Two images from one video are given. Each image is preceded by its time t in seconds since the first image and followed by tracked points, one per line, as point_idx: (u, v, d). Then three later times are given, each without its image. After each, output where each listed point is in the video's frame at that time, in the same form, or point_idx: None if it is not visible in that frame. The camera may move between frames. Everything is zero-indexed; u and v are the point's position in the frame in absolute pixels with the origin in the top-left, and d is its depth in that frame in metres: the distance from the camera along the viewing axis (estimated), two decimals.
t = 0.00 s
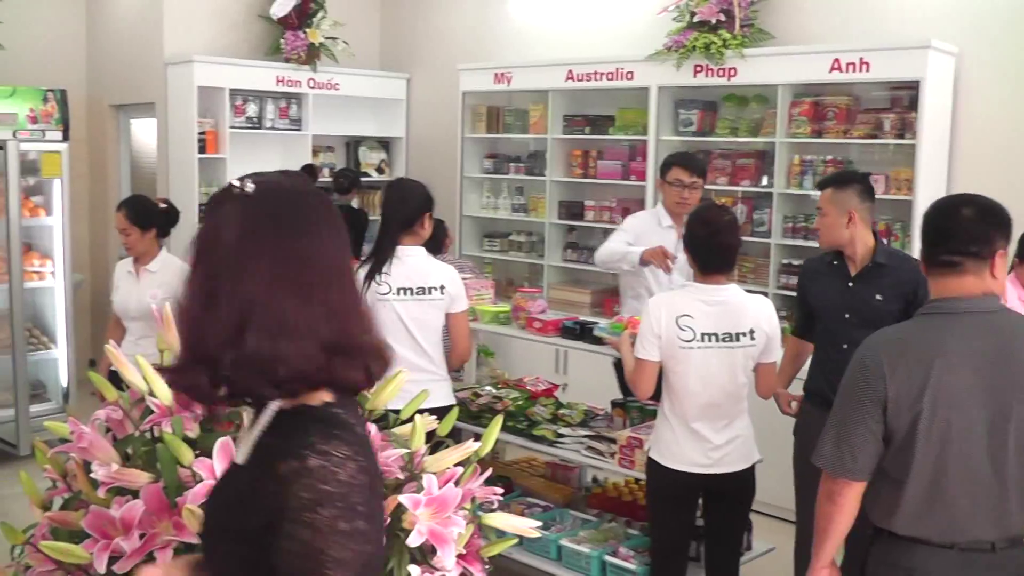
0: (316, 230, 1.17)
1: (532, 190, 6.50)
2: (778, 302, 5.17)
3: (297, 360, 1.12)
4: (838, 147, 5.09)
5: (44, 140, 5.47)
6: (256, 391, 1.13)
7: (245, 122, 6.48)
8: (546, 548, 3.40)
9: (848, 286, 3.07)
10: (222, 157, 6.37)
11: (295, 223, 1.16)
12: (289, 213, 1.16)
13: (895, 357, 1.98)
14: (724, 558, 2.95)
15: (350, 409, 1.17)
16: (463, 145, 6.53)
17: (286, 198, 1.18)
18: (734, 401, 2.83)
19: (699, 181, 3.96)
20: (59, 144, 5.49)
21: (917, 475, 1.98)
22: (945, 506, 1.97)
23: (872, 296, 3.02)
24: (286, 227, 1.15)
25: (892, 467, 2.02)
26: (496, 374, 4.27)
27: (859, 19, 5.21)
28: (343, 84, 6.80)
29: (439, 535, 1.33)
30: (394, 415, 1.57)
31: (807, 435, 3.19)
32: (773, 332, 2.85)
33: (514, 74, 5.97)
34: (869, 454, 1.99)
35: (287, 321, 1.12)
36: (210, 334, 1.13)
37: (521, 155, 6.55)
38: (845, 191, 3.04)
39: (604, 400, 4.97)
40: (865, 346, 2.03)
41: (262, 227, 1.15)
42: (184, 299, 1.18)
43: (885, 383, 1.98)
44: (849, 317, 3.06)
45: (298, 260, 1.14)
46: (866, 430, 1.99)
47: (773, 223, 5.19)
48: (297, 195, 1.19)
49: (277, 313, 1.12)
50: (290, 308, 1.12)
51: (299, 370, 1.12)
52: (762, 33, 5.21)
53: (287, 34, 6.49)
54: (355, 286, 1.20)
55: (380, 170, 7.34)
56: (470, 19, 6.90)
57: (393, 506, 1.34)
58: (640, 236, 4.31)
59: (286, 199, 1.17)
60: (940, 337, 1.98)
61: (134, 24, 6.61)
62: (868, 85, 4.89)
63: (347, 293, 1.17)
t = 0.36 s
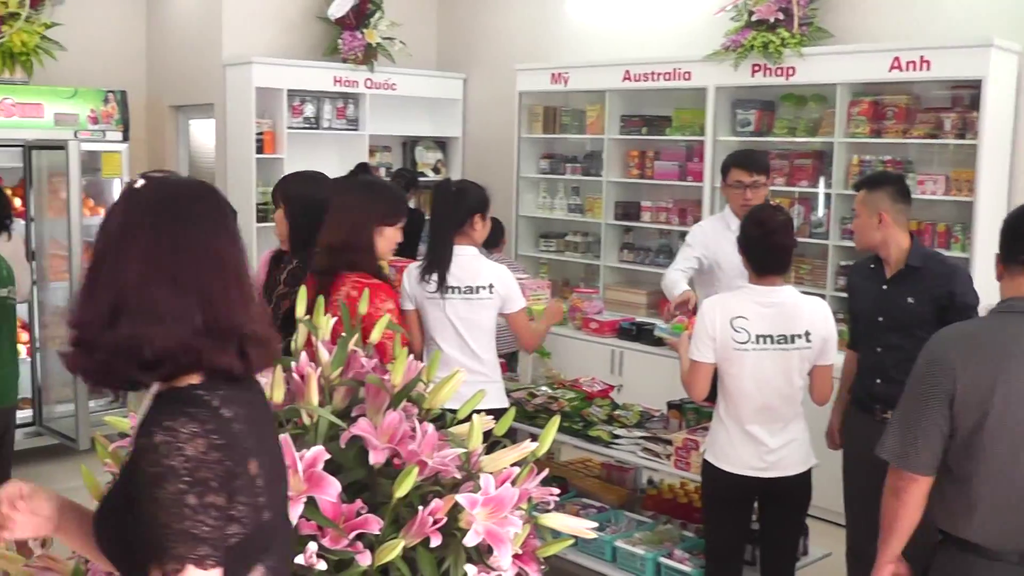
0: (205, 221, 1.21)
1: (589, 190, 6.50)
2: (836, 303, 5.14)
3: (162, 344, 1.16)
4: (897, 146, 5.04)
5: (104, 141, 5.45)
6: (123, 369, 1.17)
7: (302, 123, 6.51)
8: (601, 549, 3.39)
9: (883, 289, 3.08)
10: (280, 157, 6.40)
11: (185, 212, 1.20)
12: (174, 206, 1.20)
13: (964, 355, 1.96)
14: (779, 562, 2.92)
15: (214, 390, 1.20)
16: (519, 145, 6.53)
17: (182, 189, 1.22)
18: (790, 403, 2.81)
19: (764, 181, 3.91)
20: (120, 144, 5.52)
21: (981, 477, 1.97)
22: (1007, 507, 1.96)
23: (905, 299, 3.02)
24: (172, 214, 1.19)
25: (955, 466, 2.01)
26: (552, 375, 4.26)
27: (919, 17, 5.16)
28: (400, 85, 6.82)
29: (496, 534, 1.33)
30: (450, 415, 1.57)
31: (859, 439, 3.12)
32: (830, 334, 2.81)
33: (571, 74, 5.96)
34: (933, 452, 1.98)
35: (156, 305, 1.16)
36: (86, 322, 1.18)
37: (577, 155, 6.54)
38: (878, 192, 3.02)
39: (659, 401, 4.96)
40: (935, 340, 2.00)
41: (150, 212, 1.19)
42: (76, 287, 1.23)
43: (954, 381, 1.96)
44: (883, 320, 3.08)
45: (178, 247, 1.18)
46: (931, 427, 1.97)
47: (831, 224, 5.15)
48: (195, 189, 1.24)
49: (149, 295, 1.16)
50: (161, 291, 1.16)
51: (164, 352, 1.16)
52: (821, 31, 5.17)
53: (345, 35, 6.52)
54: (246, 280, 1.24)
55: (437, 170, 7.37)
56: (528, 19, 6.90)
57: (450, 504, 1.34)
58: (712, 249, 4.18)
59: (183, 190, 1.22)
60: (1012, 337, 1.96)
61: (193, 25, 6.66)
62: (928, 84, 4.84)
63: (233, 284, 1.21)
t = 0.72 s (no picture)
0: (102, 228, 1.37)
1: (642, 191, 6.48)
2: (891, 305, 5.09)
3: (56, 334, 1.32)
4: (954, 146, 4.99)
5: (161, 141, 5.48)
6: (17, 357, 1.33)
7: (356, 123, 6.54)
8: (653, 551, 3.38)
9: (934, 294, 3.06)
10: (333, 157, 6.43)
11: (86, 218, 1.36)
12: (75, 212, 1.36)
13: (1019, 371, 1.86)
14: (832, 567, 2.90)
15: (88, 383, 1.35)
16: (572, 145, 6.52)
17: (87, 194, 1.39)
18: (843, 406, 2.78)
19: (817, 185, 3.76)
20: (175, 144, 5.55)
21: None
22: None
23: (950, 305, 3.00)
24: (72, 218, 1.36)
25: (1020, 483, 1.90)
26: (604, 375, 4.25)
27: (978, 15, 5.10)
28: (453, 84, 6.83)
29: (549, 534, 1.32)
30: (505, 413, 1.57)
31: (912, 452, 3.09)
32: (884, 336, 2.78)
33: (625, 74, 5.95)
34: (996, 466, 1.88)
35: (52, 301, 1.31)
36: None
37: (631, 155, 6.52)
38: (934, 192, 2.98)
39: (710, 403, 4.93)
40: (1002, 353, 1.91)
41: (54, 214, 1.35)
42: None
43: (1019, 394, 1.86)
44: (931, 324, 3.06)
45: (78, 249, 1.34)
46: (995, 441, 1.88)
47: (886, 225, 5.10)
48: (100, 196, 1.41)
49: (44, 289, 1.31)
50: (58, 287, 1.32)
51: (55, 341, 1.32)
52: (877, 29, 5.12)
53: (398, 35, 6.53)
54: (141, 283, 1.39)
55: (490, 169, 7.38)
56: (581, 19, 6.88)
57: (504, 504, 1.33)
58: (764, 248, 4.09)
59: (86, 194, 1.38)
60: None
61: (248, 26, 6.69)
62: (986, 83, 4.78)
63: (126, 283, 1.36)
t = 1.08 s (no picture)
0: (79, 223, 1.75)
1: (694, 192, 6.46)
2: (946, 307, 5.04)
3: (25, 306, 1.71)
4: (1011, 147, 4.93)
5: (214, 141, 5.51)
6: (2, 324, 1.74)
7: (408, 123, 6.55)
8: (704, 553, 3.37)
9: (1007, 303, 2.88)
10: (385, 157, 6.45)
11: (68, 220, 1.75)
12: (56, 210, 1.75)
13: None
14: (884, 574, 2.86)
15: (48, 343, 1.74)
16: (624, 146, 6.50)
17: (75, 198, 1.77)
18: (895, 411, 2.73)
19: (897, 187, 3.67)
20: (228, 144, 5.57)
21: None
22: None
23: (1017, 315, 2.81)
24: (56, 218, 1.74)
25: None
26: (656, 377, 4.24)
27: None
28: (504, 85, 6.83)
29: (601, 535, 1.32)
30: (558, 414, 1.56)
31: (971, 468, 2.99)
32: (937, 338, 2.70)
33: (677, 75, 5.93)
34: None
35: (24, 277, 1.71)
36: None
37: (683, 156, 6.50)
38: (1016, 194, 2.91)
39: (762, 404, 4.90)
40: None
41: (39, 212, 1.74)
42: None
43: None
44: (998, 334, 2.87)
45: (54, 239, 1.73)
46: None
47: (941, 227, 5.05)
48: (88, 198, 1.79)
49: (22, 269, 1.71)
50: (30, 269, 1.71)
51: (24, 312, 1.72)
52: (932, 28, 5.07)
53: (450, 36, 6.54)
54: (108, 269, 1.78)
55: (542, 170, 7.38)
56: (634, 19, 6.85)
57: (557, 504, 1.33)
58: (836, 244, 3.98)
59: (72, 199, 1.76)
60: None
61: (302, 27, 6.72)
62: None
63: (94, 268, 1.75)
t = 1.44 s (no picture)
0: (115, 212, 1.86)
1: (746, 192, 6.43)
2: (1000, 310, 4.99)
3: (50, 274, 1.84)
4: None
5: (267, 142, 5.53)
6: (25, 286, 1.87)
7: (459, 123, 6.55)
8: (754, 557, 3.35)
9: None
10: (436, 157, 6.46)
11: (102, 200, 1.86)
12: (98, 197, 1.85)
13: None
14: None
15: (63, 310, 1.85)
16: (676, 146, 6.48)
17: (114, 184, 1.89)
18: (947, 416, 2.70)
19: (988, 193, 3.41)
20: (281, 145, 5.59)
21: None
22: None
23: None
24: (90, 198, 1.85)
25: None
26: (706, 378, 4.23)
27: None
28: (556, 85, 6.82)
29: (653, 536, 1.31)
30: (609, 416, 1.55)
31: None
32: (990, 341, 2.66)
33: (729, 75, 5.90)
34: None
35: (50, 247, 1.84)
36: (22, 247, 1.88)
37: (734, 157, 6.47)
38: None
39: (814, 407, 4.87)
40: None
41: (75, 189, 1.86)
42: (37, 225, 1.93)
43: None
44: None
45: (83, 216, 1.84)
46: None
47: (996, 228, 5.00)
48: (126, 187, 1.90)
49: (54, 245, 1.84)
50: (55, 239, 1.84)
51: (50, 279, 1.84)
52: (988, 26, 5.02)
53: (502, 36, 6.54)
54: (136, 258, 1.88)
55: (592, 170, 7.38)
56: (686, 19, 6.82)
57: (608, 506, 1.32)
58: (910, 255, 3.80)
59: (111, 187, 1.87)
60: None
61: (354, 28, 6.74)
62: None
63: (121, 253, 1.86)
